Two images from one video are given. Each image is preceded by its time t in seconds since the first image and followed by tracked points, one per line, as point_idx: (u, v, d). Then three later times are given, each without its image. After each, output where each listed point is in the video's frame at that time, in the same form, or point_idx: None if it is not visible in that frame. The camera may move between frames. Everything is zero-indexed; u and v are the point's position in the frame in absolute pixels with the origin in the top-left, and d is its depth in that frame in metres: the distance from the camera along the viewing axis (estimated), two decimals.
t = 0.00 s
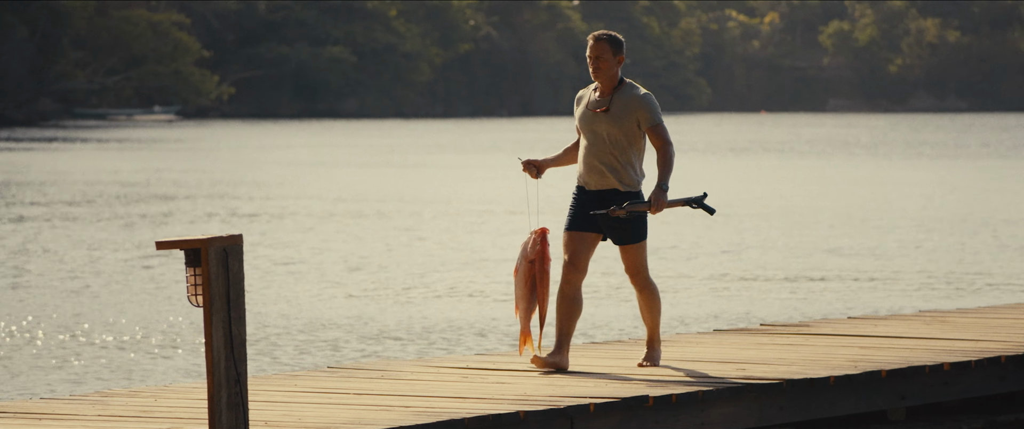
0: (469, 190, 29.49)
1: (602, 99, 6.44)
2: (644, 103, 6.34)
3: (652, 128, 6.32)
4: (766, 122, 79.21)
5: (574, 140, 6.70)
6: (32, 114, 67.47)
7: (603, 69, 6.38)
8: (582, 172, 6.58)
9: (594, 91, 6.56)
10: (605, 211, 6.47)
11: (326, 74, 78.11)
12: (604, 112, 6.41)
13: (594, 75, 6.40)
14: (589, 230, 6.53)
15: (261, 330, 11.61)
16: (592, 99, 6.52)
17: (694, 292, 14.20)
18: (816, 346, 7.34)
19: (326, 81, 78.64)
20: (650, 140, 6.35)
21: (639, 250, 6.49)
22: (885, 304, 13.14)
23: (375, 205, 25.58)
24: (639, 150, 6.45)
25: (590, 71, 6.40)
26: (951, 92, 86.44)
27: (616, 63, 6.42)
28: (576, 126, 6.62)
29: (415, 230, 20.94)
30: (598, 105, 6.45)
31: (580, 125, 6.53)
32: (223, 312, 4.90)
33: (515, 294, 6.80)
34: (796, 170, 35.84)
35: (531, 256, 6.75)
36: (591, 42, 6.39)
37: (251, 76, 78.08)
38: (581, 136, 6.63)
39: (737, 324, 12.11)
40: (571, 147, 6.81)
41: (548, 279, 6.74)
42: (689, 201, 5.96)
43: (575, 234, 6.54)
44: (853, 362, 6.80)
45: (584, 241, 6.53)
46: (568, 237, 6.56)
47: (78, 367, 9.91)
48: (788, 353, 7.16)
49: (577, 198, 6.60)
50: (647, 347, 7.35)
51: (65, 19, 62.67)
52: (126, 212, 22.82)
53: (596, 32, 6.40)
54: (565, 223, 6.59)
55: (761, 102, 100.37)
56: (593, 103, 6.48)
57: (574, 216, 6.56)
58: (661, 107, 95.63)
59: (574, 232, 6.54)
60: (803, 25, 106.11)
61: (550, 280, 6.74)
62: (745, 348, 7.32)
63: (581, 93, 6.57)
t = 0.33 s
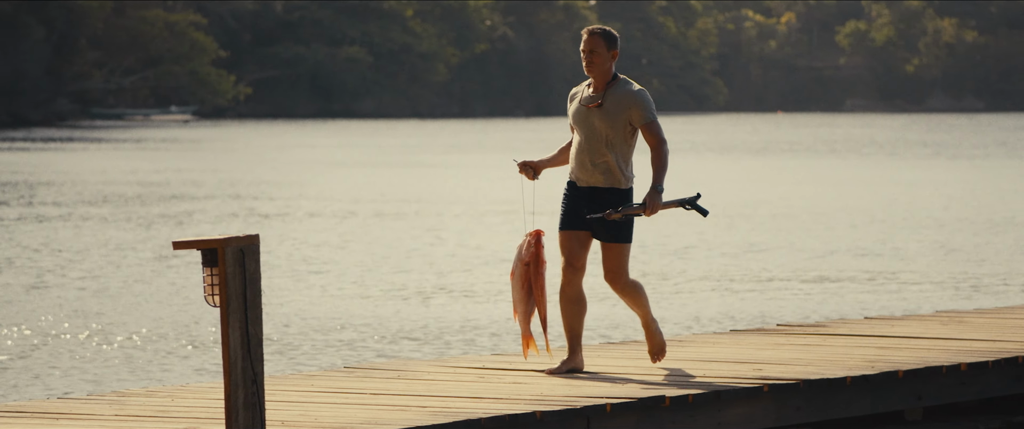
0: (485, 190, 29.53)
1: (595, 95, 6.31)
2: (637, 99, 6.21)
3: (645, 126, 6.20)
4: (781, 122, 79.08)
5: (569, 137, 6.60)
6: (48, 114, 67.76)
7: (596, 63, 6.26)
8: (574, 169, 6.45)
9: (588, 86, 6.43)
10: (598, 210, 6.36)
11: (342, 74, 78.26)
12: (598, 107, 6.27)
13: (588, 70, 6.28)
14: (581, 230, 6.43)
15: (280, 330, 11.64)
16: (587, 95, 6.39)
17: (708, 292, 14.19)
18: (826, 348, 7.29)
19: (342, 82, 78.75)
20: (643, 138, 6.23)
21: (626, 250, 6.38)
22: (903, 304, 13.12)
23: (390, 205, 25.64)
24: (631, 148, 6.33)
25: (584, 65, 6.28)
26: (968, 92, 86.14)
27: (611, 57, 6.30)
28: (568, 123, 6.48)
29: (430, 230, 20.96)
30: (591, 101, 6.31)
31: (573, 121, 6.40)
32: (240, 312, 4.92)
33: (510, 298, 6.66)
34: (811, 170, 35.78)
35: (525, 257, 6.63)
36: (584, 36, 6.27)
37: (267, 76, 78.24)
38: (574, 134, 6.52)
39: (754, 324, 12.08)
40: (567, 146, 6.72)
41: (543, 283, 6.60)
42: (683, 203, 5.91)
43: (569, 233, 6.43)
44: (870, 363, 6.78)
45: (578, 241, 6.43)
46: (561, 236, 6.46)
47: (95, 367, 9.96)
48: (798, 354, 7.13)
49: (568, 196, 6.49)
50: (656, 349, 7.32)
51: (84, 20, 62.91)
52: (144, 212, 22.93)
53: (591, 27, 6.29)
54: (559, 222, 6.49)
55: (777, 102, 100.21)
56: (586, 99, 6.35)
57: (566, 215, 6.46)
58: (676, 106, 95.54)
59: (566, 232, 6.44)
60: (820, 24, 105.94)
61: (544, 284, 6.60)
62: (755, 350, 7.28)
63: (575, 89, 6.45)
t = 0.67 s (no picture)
0: (503, 191, 29.67)
1: (594, 89, 6.29)
2: (637, 95, 6.19)
3: (645, 122, 6.17)
4: (798, 122, 79.26)
5: (568, 133, 6.58)
6: (68, 115, 68.40)
7: (596, 57, 6.23)
8: (573, 164, 6.43)
9: (586, 81, 6.40)
10: (596, 206, 6.34)
11: (361, 75, 78.66)
12: (597, 101, 6.25)
13: (587, 64, 6.25)
14: (582, 228, 6.41)
15: (297, 330, 11.69)
16: (586, 89, 6.36)
17: (723, 293, 14.21)
18: (834, 348, 7.28)
19: (360, 82, 79.17)
20: (642, 135, 6.21)
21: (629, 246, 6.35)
22: (922, 305, 13.10)
23: (409, 205, 25.78)
24: (629, 144, 6.31)
25: (583, 59, 6.25)
26: (986, 94, 86.11)
27: (609, 52, 6.27)
28: (567, 117, 6.46)
29: (446, 230, 21.05)
30: (590, 95, 6.30)
31: (571, 116, 6.38)
32: (256, 313, 4.94)
33: (509, 296, 6.65)
34: (826, 171, 36.01)
35: (523, 253, 6.63)
36: (584, 30, 6.25)
37: (285, 77, 78.65)
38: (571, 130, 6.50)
39: (771, 325, 12.07)
40: (564, 142, 6.71)
41: (540, 280, 6.60)
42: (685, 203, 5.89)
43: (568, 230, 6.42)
44: (889, 363, 6.77)
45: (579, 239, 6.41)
46: (567, 236, 6.45)
47: (117, 367, 10.03)
48: (808, 354, 7.12)
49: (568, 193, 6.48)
50: (663, 349, 7.32)
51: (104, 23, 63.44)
52: (162, 213, 23.04)
53: (589, 21, 6.26)
54: (560, 220, 6.47)
55: (795, 102, 100.38)
56: (586, 93, 6.32)
57: (566, 210, 6.44)
58: (693, 106, 95.78)
59: (571, 230, 6.44)
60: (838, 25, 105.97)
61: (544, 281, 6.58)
62: (764, 349, 7.26)
63: (573, 83, 6.42)
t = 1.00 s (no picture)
0: (523, 191, 29.69)
1: (595, 93, 6.27)
2: (639, 100, 6.18)
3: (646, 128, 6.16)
4: (816, 122, 79.37)
5: (568, 134, 6.55)
6: (88, 116, 68.88)
7: (598, 61, 6.19)
8: (572, 168, 6.40)
9: (588, 85, 6.37)
10: (595, 213, 6.30)
11: (380, 76, 78.86)
12: (598, 105, 6.23)
13: (589, 68, 6.21)
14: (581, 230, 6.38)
15: (317, 331, 11.71)
16: (587, 92, 6.34)
17: (742, 293, 14.22)
18: (849, 348, 7.28)
19: (379, 83, 79.38)
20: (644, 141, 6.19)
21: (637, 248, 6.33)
22: (942, 307, 13.05)
23: (429, 205, 25.88)
24: (630, 148, 6.28)
25: (584, 63, 6.21)
26: (1006, 95, 85.75)
27: (613, 55, 6.24)
28: (566, 121, 6.44)
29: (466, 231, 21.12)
30: (591, 98, 6.28)
31: (571, 119, 6.35)
32: (276, 313, 4.95)
33: (505, 293, 6.63)
34: (843, 170, 36.17)
35: (520, 251, 6.61)
36: (587, 33, 6.21)
37: (304, 77, 79.02)
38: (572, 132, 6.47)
39: (791, 327, 12.05)
40: (563, 142, 6.68)
41: (536, 278, 6.59)
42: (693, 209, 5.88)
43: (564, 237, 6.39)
44: (907, 365, 6.75)
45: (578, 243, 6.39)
46: (573, 240, 6.44)
47: (145, 368, 10.09)
48: (823, 354, 7.11)
49: (569, 197, 6.46)
50: (675, 350, 7.33)
51: (124, 25, 63.77)
52: (183, 214, 23.12)
53: (593, 24, 6.23)
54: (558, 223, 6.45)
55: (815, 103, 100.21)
56: (587, 97, 6.30)
57: (569, 216, 6.42)
58: (713, 107, 95.98)
59: (576, 235, 6.43)
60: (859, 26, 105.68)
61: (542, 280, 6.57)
62: (775, 349, 7.26)
63: (573, 87, 6.40)
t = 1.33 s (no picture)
0: (541, 192, 29.68)
1: (600, 101, 6.27)
2: (643, 108, 6.19)
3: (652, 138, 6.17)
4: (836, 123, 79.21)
5: (569, 138, 6.55)
6: (109, 116, 69.25)
7: (603, 68, 6.19)
8: (574, 175, 6.41)
9: (591, 92, 6.38)
10: (598, 221, 6.30)
11: (400, 79, 79.14)
12: (603, 114, 6.23)
13: (594, 75, 6.22)
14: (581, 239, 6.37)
15: (336, 332, 11.74)
16: (591, 99, 6.34)
17: (763, 294, 14.21)
18: (862, 351, 7.27)
19: (399, 85, 79.51)
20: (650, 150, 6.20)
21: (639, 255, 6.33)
22: (965, 308, 13.00)
23: (452, 206, 25.95)
24: (633, 158, 6.29)
25: (590, 70, 6.21)
26: None
27: (618, 63, 6.24)
28: (570, 128, 6.44)
29: (487, 232, 21.17)
30: (595, 106, 6.28)
31: (574, 127, 6.36)
32: (298, 314, 4.98)
33: (501, 296, 6.63)
34: (863, 170, 36.16)
35: (517, 255, 6.61)
36: (593, 41, 6.21)
37: (325, 78, 79.25)
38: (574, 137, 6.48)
39: (811, 327, 12.04)
40: (566, 146, 6.69)
41: (534, 281, 6.59)
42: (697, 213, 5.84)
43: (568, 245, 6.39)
44: (929, 366, 6.75)
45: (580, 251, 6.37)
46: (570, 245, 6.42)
47: (169, 368, 10.14)
48: (838, 356, 7.10)
49: (571, 204, 6.45)
50: (687, 352, 7.33)
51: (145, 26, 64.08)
52: (206, 215, 23.18)
53: (599, 31, 6.22)
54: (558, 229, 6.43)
55: (836, 103, 99.88)
56: (590, 104, 6.31)
57: (573, 223, 6.42)
58: (733, 108, 95.82)
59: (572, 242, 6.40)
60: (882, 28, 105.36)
61: (536, 284, 6.58)
62: (787, 352, 7.26)
63: (577, 94, 6.40)
